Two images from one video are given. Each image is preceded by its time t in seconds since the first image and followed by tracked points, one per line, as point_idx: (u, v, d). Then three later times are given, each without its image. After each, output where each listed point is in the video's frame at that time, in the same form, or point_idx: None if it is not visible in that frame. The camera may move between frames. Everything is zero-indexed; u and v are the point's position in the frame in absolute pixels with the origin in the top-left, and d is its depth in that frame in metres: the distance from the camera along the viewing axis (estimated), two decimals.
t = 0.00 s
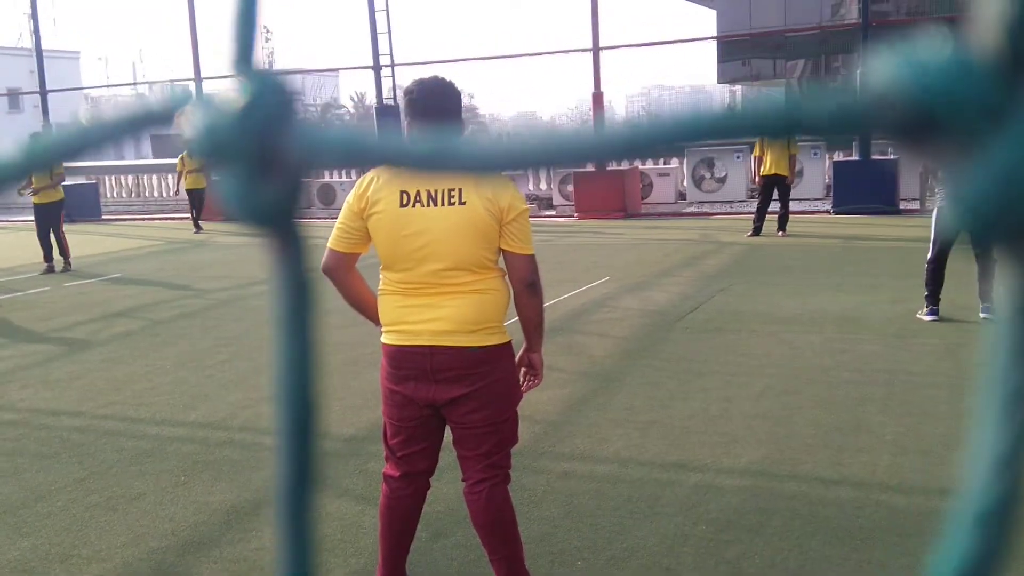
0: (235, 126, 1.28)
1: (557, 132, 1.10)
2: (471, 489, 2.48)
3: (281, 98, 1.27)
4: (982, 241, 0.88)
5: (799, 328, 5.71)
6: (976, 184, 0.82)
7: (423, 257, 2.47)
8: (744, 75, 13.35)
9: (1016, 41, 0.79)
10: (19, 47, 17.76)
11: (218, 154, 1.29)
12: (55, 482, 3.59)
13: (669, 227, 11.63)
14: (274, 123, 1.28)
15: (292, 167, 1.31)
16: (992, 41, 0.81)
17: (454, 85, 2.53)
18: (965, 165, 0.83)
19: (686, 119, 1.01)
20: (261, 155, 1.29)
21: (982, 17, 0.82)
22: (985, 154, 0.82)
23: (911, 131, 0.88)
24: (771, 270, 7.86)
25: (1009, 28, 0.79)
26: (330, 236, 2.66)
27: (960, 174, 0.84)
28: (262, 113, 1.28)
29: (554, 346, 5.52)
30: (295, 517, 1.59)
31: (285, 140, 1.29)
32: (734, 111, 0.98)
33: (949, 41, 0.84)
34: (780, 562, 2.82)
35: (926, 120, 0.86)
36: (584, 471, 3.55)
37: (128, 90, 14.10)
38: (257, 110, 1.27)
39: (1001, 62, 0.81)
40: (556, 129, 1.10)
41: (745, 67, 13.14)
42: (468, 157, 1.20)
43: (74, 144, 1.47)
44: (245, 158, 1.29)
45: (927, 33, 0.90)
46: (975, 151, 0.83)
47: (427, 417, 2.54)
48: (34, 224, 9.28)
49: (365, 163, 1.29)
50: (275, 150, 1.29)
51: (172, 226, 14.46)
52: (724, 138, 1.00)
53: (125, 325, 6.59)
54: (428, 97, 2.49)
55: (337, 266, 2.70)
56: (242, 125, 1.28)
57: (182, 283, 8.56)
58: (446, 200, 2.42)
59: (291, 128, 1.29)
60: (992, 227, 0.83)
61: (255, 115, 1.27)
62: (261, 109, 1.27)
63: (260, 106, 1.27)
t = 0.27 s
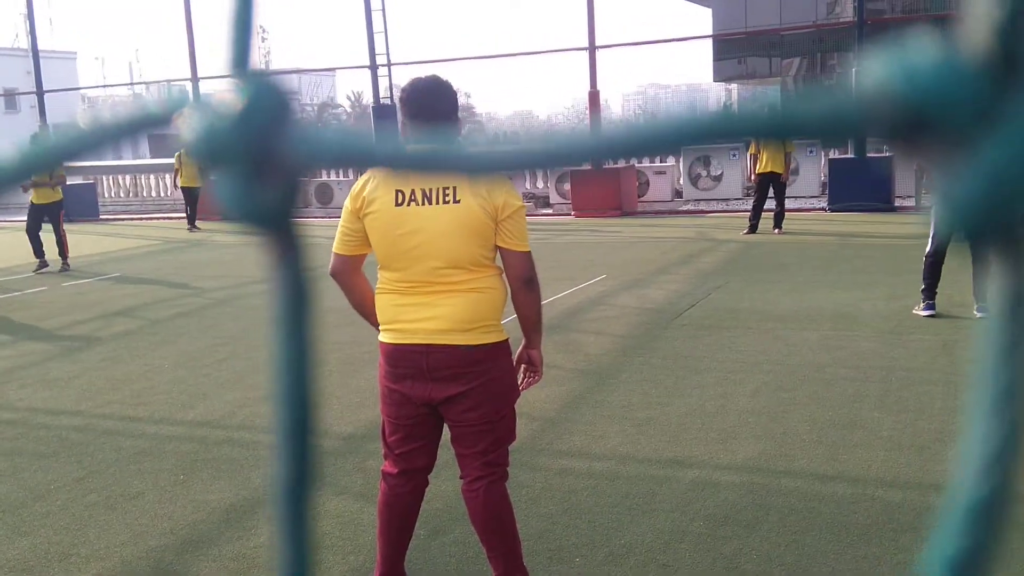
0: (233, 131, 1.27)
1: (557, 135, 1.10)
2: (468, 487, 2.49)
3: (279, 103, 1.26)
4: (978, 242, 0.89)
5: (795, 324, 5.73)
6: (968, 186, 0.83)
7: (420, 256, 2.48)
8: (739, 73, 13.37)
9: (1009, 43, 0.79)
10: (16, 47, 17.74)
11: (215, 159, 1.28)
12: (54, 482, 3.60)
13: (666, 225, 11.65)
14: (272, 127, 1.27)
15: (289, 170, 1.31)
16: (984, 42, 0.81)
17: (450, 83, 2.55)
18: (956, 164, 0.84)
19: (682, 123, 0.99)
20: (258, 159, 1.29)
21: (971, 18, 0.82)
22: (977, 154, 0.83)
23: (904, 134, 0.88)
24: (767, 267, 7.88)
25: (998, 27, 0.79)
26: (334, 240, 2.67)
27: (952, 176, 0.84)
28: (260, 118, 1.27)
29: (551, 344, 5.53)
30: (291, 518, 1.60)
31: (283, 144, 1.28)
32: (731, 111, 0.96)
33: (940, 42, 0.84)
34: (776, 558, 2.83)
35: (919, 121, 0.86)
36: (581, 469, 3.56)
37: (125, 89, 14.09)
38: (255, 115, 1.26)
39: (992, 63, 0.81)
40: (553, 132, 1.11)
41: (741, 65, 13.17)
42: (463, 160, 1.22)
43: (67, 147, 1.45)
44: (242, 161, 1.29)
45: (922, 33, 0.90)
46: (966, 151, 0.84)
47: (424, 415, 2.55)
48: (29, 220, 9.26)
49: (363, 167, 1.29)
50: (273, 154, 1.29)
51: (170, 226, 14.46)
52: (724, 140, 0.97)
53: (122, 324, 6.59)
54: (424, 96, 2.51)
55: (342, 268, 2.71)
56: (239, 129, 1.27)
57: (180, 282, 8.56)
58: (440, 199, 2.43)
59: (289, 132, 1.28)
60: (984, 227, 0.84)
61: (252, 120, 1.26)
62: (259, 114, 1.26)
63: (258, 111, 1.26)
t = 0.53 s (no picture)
0: (230, 119, 1.27)
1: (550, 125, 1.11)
2: (466, 487, 2.49)
3: (274, 91, 1.27)
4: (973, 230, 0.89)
5: (792, 324, 5.73)
6: (962, 171, 0.82)
7: (415, 254, 2.47)
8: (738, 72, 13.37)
9: (1002, 31, 0.80)
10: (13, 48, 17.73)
11: (212, 148, 1.28)
12: (51, 482, 3.59)
13: (664, 224, 11.65)
14: (268, 116, 1.28)
15: (286, 160, 1.31)
16: (979, 30, 0.82)
17: (452, 81, 2.55)
18: (949, 150, 0.84)
19: (677, 112, 0.99)
20: (255, 147, 1.29)
21: (967, 9, 0.83)
22: (969, 140, 0.82)
23: (897, 121, 0.87)
24: (765, 266, 7.88)
25: (993, 18, 0.80)
26: (333, 240, 2.67)
27: (946, 161, 0.84)
28: (255, 107, 1.28)
29: (549, 344, 5.53)
30: (287, 516, 1.60)
31: (280, 133, 1.29)
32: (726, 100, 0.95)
33: (934, 30, 0.85)
34: (774, 557, 2.84)
35: (912, 108, 0.86)
36: (579, 468, 3.56)
37: (123, 89, 14.08)
38: (251, 104, 1.27)
39: (987, 51, 0.82)
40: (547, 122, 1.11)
41: (739, 64, 13.17)
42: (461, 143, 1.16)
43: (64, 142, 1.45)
44: (239, 151, 1.29)
45: (914, 24, 0.91)
46: (959, 137, 0.83)
47: (422, 414, 2.55)
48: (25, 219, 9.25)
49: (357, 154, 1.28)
50: (269, 142, 1.29)
51: (168, 226, 14.45)
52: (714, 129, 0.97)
53: (120, 324, 6.58)
54: (425, 93, 2.51)
55: (341, 269, 2.70)
56: (236, 117, 1.27)
57: (178, 282, 8.56)
58: (432, 197, 2.43)
59: (284, 121, 1.29)
60: (977, 214, 0.84)
61: (248, 108, 1.27)
62: (255, 102, 1.27)
63: (254, 100, 1.27)
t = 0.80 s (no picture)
0: (228, 125, 1.26)
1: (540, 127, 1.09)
2: (463, 487, 2.50)
3: (272, 96, 1.26)
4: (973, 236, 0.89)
5: (789, 322, 5.74)
6: (963, 181, 0.83)
7: (413, 254, 2.48)
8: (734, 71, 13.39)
9: (1007, 37, 0.78)
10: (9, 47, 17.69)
11: (210, 154, 1.27)
12: (49, 482, 3.59)
13: (660, 223, 11.65)
14: (266, 121, 1.27)
15: (284, 165, 1.30)
16: (981, 35, 0.80)
17: (449, 81, 2.55)
18: (951, 161, 0.84)
19: (673, 114, 0.99)
20: (253, 153, 1.28)
21: (970, 13, 0.81)
22: (971, 150, 0.82)
23: (898, 128, 0.87)
24: (762, 265, 7.89)
25: (998, 23, 0.78)
26: (332, 239, 2.68)
27: (948, 170, 0.84)
28: (253, 112, 1.26)
29: (546, 342, 5.53)
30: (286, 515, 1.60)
31: (278, 138, 1.28)
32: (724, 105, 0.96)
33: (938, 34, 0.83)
34: (771, 555, 2.84)
35: (913, 115, 0.86)
36: (577, 467, 3.56)
37: (119, 89, 14.06)
38: (248, 109, 1.26)
39: (991, 56, 0.80)
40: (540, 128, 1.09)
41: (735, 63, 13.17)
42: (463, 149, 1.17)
43: (67, 144, 1.45)
44: (236, 156, 1.28)
45: (916, 27, 0.88)
46: (961, 146, 0.83)
47: (418, 413, 2.55)
48: (21, 219, 9.23)
49: (361, 158, 1.29)
50: (268, 148, 1.29)
51: (164, 225, 14.43)
52: (711, 134, 0.98)
53: (117, 324, 6.58)
54: (423, 94, 2.51)
55: (340, 269, 2.70)
56: (234, 123, 1.26)
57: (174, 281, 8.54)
58: (423, 197, 2.44)
59: (282, 126, 1.28)
60: (981, 222, 0.84)
61: (246, 113, 1.26)
62: (253, 107, 1.26)
63: (252, 105, 1.25)
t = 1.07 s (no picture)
0: (232, 148, 1.22)
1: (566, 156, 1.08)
2: (463, 486, 2.49)
3: (277, 118, 1.22)
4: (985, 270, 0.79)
5: (788, 320, 5.74)
6: (977, 213, 0.74)
7: (410, 253, 2.47)
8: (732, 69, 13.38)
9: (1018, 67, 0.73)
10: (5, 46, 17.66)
11: (212, 178, 1.23)
12: (48, 481, 3.58)
13: (659, 221, 11.66)
14: (270, 144, 1.23)
15: (289, 189, 1.26)
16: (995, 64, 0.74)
17: (446, 79, 2.55)
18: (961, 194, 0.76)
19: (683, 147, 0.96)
20: (258, 177, 1.24)
21: (984, 39, 0.75)
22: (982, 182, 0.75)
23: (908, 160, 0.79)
24: (760, 263, 7.89)
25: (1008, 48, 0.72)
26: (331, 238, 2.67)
27: (957, 201, 0.76)
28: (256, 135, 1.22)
29: (546, 341, 5.52)
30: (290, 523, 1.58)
31: (284, 162, 1.25)
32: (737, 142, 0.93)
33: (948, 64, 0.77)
34: (772, 553, 2.84)
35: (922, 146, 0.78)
36: (577, 465, 3.56)
37: (115, 88, 14.04)
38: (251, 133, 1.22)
39: (1002, 86, 0.74)
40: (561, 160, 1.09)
41: (733, 61, 13.16)
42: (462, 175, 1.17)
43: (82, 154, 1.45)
44: (239, 180, 1.24)
45: (927, 56, 0.83)
46: (974, 179, 0.76)
47: (417, 412, 2.54)
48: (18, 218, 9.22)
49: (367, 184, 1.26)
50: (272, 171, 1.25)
51: (162, 224, 14.42)
52: (723, 165, 0.94)
53: (115, 323, 6.56)
54: (417, 93, 2.50)
55: (339, 267, 2.70)
56: (237, 146, 1.22)
57: (172, 280, 8.53)
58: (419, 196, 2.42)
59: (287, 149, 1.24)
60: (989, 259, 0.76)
61: (249, 137, 1.22)
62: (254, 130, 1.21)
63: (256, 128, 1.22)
